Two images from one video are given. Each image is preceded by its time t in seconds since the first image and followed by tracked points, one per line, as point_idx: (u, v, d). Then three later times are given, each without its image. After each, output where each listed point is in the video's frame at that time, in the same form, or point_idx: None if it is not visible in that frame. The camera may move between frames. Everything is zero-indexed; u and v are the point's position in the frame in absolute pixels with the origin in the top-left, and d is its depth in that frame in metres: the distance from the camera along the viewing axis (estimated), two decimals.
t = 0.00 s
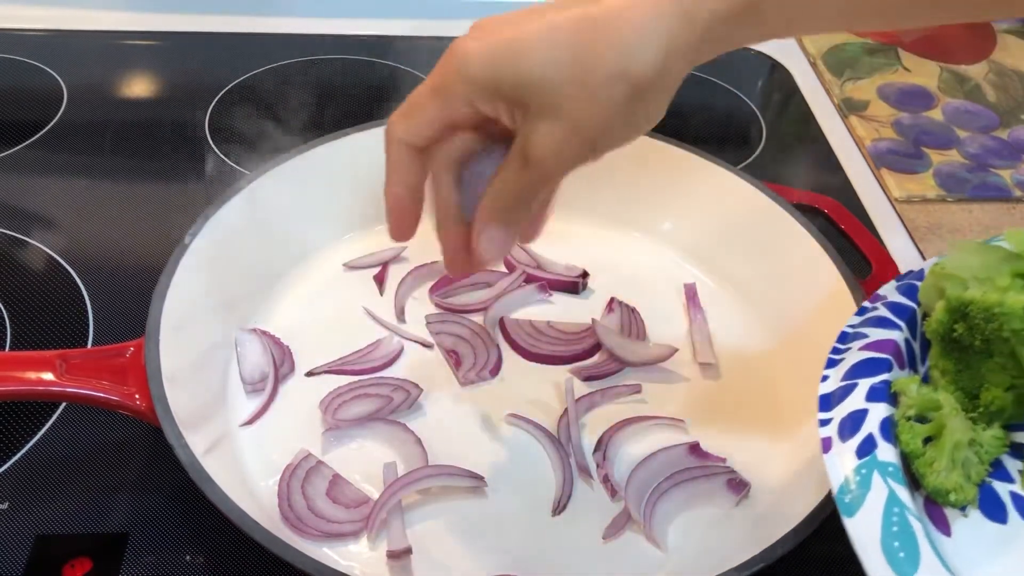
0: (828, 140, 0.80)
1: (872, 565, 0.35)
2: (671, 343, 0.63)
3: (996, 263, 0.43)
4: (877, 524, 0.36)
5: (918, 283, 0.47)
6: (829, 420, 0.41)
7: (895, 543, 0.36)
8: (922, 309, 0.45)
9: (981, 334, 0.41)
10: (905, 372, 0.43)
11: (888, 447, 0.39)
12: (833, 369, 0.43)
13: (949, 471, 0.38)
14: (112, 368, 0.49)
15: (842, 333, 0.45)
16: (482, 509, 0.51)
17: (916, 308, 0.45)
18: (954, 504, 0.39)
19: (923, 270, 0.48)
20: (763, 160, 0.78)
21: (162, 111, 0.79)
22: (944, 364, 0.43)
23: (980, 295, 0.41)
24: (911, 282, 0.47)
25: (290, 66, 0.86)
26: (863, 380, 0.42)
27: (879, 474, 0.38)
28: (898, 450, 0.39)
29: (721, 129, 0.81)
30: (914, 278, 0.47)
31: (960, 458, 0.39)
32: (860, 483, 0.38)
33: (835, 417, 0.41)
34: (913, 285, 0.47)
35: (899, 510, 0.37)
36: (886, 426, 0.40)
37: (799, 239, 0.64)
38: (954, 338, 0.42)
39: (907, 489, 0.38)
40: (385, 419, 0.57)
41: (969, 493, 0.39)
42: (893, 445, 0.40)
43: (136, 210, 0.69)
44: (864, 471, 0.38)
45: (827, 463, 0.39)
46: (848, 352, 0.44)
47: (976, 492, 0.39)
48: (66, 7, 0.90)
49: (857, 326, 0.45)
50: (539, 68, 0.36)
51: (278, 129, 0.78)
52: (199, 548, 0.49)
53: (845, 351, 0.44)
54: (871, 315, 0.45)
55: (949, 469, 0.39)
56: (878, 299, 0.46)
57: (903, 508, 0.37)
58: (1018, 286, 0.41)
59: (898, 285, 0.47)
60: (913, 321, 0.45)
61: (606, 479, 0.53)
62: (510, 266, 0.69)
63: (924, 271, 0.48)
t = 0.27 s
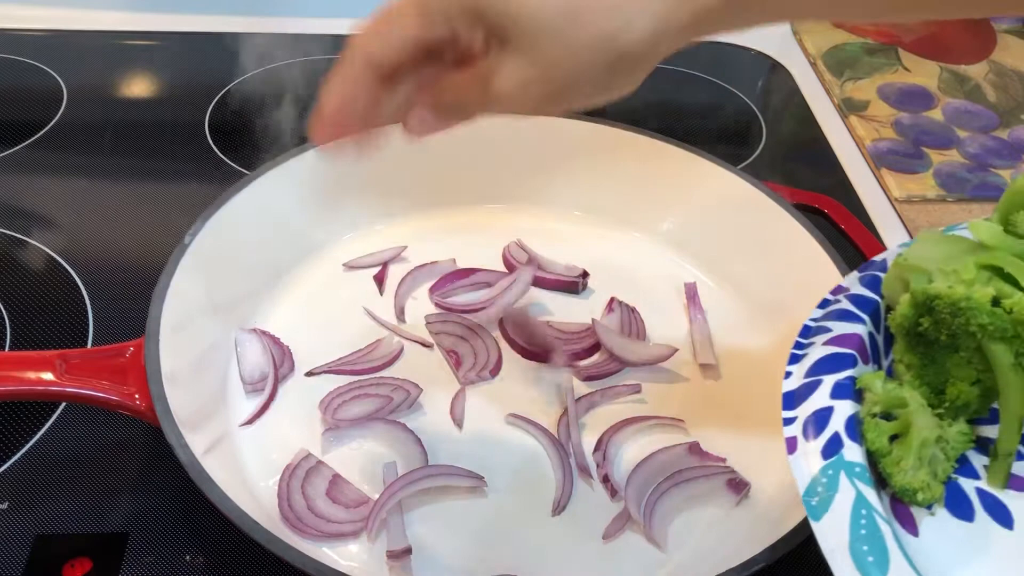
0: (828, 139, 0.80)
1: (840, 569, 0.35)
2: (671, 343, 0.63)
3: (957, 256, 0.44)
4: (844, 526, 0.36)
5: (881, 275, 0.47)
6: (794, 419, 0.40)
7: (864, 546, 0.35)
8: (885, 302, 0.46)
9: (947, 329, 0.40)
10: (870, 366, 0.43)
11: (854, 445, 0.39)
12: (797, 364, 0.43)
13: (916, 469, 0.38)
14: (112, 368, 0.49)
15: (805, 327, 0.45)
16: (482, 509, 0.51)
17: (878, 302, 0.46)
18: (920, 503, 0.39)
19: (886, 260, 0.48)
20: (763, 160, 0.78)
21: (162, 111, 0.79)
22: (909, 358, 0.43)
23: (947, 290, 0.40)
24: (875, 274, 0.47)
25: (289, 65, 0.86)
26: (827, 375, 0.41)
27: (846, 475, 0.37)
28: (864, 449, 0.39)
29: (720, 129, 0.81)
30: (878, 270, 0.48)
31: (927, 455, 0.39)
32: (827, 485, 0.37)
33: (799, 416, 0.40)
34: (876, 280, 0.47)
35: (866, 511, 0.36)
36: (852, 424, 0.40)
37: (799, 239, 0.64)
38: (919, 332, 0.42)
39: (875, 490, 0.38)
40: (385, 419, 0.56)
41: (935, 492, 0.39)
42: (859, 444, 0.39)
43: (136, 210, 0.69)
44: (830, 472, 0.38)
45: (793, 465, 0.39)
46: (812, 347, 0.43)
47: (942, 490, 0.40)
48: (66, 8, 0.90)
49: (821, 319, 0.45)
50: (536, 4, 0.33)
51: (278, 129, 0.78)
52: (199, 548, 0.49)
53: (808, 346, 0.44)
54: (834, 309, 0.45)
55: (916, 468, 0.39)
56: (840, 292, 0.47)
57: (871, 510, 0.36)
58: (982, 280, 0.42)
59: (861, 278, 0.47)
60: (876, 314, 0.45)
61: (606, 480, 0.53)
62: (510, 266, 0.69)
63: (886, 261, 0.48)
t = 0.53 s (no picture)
0: (828, 139, 0.80)
1: (799, 552, 0.32)
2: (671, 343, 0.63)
3: (919, 233, 0.39)
4: (803, 507, 0.33)
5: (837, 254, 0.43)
6: (750, 398, 0.38)
7: (824, 528, 0.33)
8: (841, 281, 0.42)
9: (909, 308, 0.38)
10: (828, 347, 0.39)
11: (812, 425, 0.36)
12: (754, 344, 0.40)
13: (874, 448, 0.36)
14: (112, 368, 0.49)
15: (761, 305, 0.42)
16: (482, 509, 0.51)
17: (836, 280, 0.42)
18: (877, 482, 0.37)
19: (841, 240, 0.45)
20: (764, 159, 0.78)
21: (162, 111, 0.79)
22: (866, 339, 0.40)
23: (909, 269, 0.37)
24: (831, 252, 0.44)
25: (289, 66, 0.86)
26: (784, 355, 0.38)
27: (805, 454, 0.35)
28: (822, 429, 0.36)
29: (720, 130, 0.81)
30: (836, 249, 0.44)
31: (885, 436, 0.37)
32: (786, 464, 0.35)
33: (755, 395, 0.38)
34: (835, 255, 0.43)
35: (825, 492, 0.34)
36: (809, 403, 0.37)
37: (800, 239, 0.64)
38: (878, 311, 0.39)
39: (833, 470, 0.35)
40: (385, 418, 0.56)
41: (892, 471, 0.37)
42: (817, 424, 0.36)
43: (136, 210, 0.69)
44: (788, 451, 0.35)
45: (750, 444, 0.36)
46: (768, 327, 0.40)
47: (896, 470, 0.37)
48: (66, 7, 0.90)
49: (777, 297, 0.42)
50: None
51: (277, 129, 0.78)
52: (199, 547, 0.49)
53: (764, 324, 0.40)
54: (791, 287, 0.42)
55: (874, 448, 0.36)
56: (796, 271, 0.43)
57: (831, 491, 0.34)
58: (945, 260, 0.38)
59: (817, 256, 0.43)
60: (834, 293, 0.42)
61: (606, 480, 0.53)
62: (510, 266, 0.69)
63: (843, 242, 0.44)
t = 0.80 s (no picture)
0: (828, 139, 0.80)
1: (718, 474, 0.35)
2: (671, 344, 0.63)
3: (860, 175, 0.42)
4: (726, 433, 0.36)
5: (773, 198, 0.47)
6: (681, 327, 0.40)
7: (745, 453, 0.35)
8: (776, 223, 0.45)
9: (842, 246, 0.40)
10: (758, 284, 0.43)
11: (739, 356, 0.38)
12: (688, 277, 0.42)
13: (799, 382, 0.38)
14: (112, 367, 0.49)
15: (697, 244, 0.45)
16: (482, 509, 0.51)
17: (769, 222, 0.45)
18: (800, 417, 0.39)
19: (778, 187, 0.48)
20: (764, 159, 0.77)
21: (161, 111, 0.79)
22: (799, 278, 0.43)
23: (845, 207, 0.40)
24: (767, 197, 0.47)
25: (290, 66, 0.86)
26: (717, 289, 0.41)
27: (730, 382, 0.37)
28: (749, 361, 0.39)
29: (720, 129, 0.81)
30: (770, 194, 0.47)
31: (812, 370, 0.39)
32: (710, 391, 0.37)
33: (686, 324, 0.40)
34: (770, 202, 0.46)
35: (749, 420, 0.36)
36: (738, 336, 0.39)
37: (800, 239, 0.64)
38: (813, 250, 0.41)
39: (757, 400, 0.38)
40: (385, 419, 0.56)
41: (815, 407, 0.39)
42: (745, 356, 0.39)
43: (135, 209, 0.69)
44: (714, 379, 0.37)
45: (678, 371, 0.38)
46: (702, 262, 0.43)
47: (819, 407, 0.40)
48: (66, 7, 0.90)
49: (712, 236, 0.45)
50: None
51: (277, 128, 0.78)
52: (199, 548, 0.49)
53: (699, 261, 0.43)
54: (726, 227, 0.45)
55: (799, 382, 0.38)
56: (734, 213, 0.46)
57: (754, 419, 0.36)
58: (880, 200, 0.40)
59: (754, 200, 0.47)
60: (769, 234, 0.45)
61: (606, 480, 0.53)
62: (510, 266, 0.69)
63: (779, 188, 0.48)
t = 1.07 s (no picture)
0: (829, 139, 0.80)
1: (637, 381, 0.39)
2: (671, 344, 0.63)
3: (766, 129, 0.44)
4: (643, 348, 0.40)
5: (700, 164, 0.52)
6: (608, 266, 0.44)
7: (661, 363, 0.39)
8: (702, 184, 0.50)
9: (750, 189, 0.43)
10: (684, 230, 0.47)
11: (660, 285, 0.43)
12: (618, 226, 0.47)
13: (714, 308, 0.42)
14: (112, 368, 0.49)
15: (630, 200, 0.49)
16: (483, 510, 0.51)
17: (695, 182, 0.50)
18: (717, 343, 0.42)
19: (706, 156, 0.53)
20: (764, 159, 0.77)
21: (161, 111, 0.79)
22: (715, 224, 0.45)
23: (750, 153, 0.42)
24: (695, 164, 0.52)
25: (289, 66, 0.86)
26: (642, 234, 0.46)
27: (649, 306, 0.42)
28: (669, 292, 0.43)
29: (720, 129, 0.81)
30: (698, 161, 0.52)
31: (725, 300, 0.42)
32: (632, 313, 0.41)
33: (613, 263, 0.44)
34: (695, 169, 0.52)
35: (664, 336, 0.40)
36: (659, 271, 0.43)
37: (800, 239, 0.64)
38: (727, 198, 0.44)
39: (674, 321, 0.42)
40: (385, 419, 0.56)
41: (730, 333, 0.42)
42: (665, 287, 0.43)
43: (135, 209, 0.69)
44: (635, 303, 0.42)
45: (604, 299, 0.43)
46: (633, 213, 0.48)
47: (734, 334, 0.42)
48: (66, 8, 0.90)
49: (644, 193, 0.49)
50: None
51: (277, 128, 0.78)
52: (199, 548, 0.49)
53: (629, 213, 0.48)
54: (656, 186, 0.50)
55: (714, 308, 0.42)
56: (664, 176, 0.51)
57: (669, 336, 0.40)
58: (785, 146, 0.42)
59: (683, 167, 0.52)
60: (693, 193, 0.49)
61: (606, 480, 0.53)
62: (510, 266, 0.69)
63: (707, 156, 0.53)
